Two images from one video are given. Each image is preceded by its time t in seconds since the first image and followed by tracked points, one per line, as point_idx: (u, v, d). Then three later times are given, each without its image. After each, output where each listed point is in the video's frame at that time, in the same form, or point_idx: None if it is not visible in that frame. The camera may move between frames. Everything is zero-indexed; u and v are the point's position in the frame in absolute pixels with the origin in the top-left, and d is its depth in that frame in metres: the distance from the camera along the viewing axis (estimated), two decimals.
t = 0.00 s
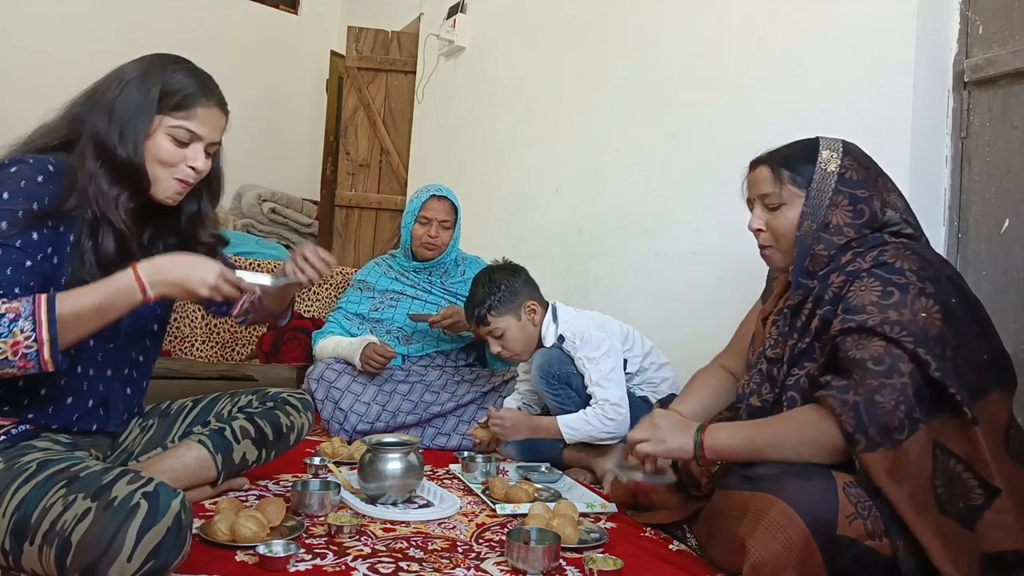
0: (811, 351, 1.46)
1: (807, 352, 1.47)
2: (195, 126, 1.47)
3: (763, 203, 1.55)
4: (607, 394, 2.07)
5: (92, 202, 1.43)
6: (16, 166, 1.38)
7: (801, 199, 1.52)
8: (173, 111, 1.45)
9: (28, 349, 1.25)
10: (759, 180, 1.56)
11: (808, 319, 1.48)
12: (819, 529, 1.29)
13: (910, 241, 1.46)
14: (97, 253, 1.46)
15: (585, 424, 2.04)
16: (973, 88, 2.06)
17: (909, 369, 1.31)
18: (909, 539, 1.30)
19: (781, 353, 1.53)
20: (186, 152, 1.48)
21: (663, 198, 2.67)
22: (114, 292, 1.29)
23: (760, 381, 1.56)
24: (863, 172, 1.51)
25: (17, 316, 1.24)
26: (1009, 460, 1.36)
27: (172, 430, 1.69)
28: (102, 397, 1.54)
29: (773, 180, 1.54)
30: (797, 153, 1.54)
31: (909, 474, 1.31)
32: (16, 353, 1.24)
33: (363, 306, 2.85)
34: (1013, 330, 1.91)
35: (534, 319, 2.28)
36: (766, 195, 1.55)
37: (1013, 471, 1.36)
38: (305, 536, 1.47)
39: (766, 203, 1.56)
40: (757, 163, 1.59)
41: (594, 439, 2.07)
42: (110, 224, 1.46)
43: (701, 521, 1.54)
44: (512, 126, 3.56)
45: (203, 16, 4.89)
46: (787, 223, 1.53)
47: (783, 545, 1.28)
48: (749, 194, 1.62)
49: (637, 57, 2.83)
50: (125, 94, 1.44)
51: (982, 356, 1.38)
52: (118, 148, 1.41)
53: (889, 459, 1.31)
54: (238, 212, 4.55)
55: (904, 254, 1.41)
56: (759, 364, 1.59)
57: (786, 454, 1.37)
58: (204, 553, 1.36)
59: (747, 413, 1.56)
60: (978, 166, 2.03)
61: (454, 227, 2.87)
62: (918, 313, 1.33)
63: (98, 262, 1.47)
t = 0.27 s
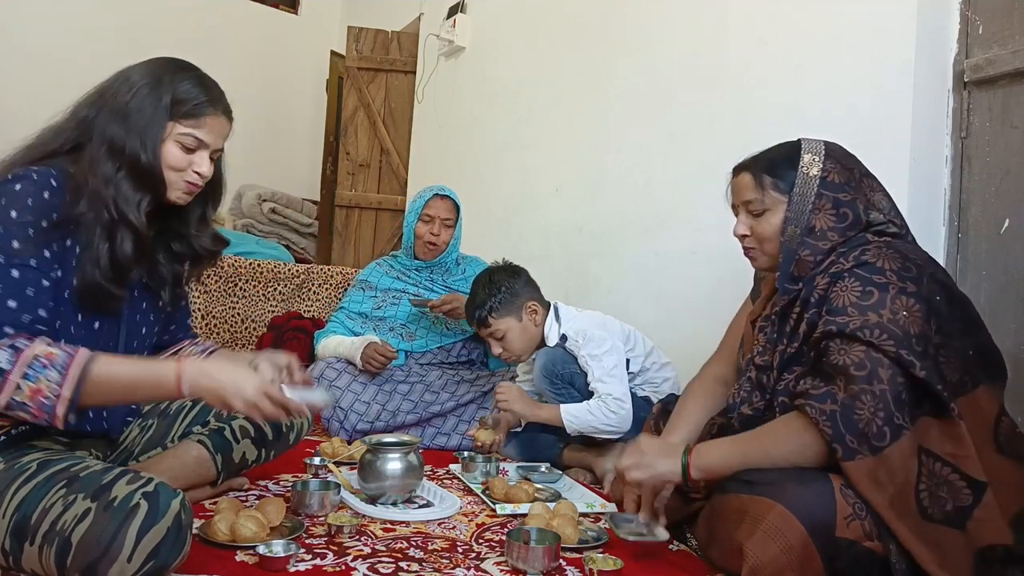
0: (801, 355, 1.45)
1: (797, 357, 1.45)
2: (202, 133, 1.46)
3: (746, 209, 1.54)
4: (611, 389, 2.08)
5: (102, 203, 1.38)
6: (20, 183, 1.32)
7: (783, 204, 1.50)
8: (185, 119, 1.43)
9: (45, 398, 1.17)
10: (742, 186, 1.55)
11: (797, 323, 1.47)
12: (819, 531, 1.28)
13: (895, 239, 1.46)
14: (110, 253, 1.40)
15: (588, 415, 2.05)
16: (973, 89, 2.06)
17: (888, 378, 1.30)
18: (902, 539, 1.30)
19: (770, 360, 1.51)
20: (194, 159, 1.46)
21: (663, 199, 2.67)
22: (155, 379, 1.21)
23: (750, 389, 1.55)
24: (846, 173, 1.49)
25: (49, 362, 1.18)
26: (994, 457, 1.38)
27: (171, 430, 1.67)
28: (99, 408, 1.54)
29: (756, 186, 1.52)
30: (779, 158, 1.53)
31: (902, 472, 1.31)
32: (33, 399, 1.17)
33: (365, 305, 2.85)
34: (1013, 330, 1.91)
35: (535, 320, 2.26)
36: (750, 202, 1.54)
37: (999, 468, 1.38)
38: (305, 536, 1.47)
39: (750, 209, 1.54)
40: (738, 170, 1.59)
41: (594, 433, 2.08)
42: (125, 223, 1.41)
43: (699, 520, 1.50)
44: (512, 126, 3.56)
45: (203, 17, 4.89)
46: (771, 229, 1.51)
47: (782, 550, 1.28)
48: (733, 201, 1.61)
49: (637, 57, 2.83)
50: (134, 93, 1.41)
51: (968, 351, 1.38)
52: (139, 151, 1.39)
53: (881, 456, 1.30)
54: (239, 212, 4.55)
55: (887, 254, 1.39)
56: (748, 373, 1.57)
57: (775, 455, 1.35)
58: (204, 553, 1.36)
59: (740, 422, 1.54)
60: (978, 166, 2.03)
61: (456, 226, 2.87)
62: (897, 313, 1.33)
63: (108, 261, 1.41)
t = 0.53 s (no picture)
0: (798, 356, 1.44)
1: (795, 356, 1.45)
2: (229, 140, 1.38)
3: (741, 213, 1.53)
4: (608, 394, 2.07)
5: (136, 216, 1.30)
6: (62, 213, 1.26)
7: (779, 205, 1.50)
8: (215, 127, 1.35)
9: (147, 448, 1.24)
10: (737, 189, 1.55)
11: (793, 323, 1.46)
12: (818, 530, 1.27)
13: (891, 239, 1.45)
14: (139, 262, 1.34)
15: (588, 427, 2.03)
16: (973, 88, 2.06)
17: (881, 382, 1.31)
18: (898, 537, 1.30)
19: (764, 361, 1.52)
20: (220, 167, 1.39)
21: (663, 199, 2.67)
22: (239, 473, 1.25)
23: (746, 391, 1.55)
24: (841, 175, 1.49)
25: (166, 419, 1.24)
26: (991, 460, 1.37)
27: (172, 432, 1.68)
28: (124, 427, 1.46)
29: (750, 189, 1.52)
30: (773, 160, 1.52)
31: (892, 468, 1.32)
32: (138, 444, 1.24)
33: (365, 305, 2.84)
34: (1013, 330, 1.91)
35: (533, 324, 2.27)
36: (744, 205, 1.53)
37: (997, 471, 1.37)
38: (305, 536, 1.47)
39: (744, 212, 1.54)
40: (733, 172, 1.58)
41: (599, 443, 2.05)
42: (153, 235, 1.33)
43: (699, 522, 1.49)
44: (512, 126, 3.56)
45: (203, 17, 4.89)
46: (766, 231, 1.51)
47: (781, 550, 1.26)
48: (728, 204, 1.60)
49: (637, 58, 2.83)
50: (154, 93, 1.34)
51: (964, 350, 1.39)
52: (169, 162, 1.31)
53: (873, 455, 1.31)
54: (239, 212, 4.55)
55: (886, 254, 1.39)
56: (743, 375, 1.57)
57: (769, 456, 1.36)
58: (205, 553, 1.36)
59: (735, 424, 1.55)
60: (978, 166, 2.03)
61: (453, 228, 2.89)
62: (898, 314, 1.33)
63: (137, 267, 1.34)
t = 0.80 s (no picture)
0: (800, 357, 1.44)
1: (795, 359, 1.45)
2: (245, 142, 1.41)
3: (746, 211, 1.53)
4: (594, 395, 2.06)
5: (162, 216, 1.31)
6: (77, 213, 1.26)
7: (785, 203, 1.50)
8: (232, 128, 1.37)
9: (167, 446, 1.26)
10: (743, 189, 1.55)
11: (797, 324, 1.47)
12: (818, 530, 1.27)
13: (896, 240, 1.45)
14: (171, 261, 1.35)
15: (575, 435, 2.01)
16: (973, 88, 2.06)
17: (882, 386, 1.30)
18: (897, 537, 1.30)
19: (768, 360, 1.52)
20: (237, 166, 1.41)
21: (662, 199, 2.67)
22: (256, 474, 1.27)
23: (749, 390, 1.55)
24: (848, 174, 1.49)
25: (184, 416, 1.26)
26: (993, 463, 1.37)
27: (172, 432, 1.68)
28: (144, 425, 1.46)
29: (756, 188, 1.52)
30: (777, 159, 1.52)
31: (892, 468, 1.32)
32: (157, 440, 1.25)
33: (364, 306, 2.84)
34: (1013, 330, 1.91)
35: (534, 324, 2.26)
36: (750, 203, 1.53)
37: (999, 473, 1.37)
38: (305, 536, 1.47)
39: (750, 211, 1.54)
40: (739, 171, 1.58)
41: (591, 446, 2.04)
42: (186, 231, 1.34)
43: (698, 522, 1.49)
44: (512, 126, 3.56)
45: (204, 17, 4.89)
46: (772, 230, 1.51)
47: (782, 550, 1.26)
48: (733, 202, 1.60)
49: (637, 58, 2.83)
50: (171, 96, 1.35)
51: (968, 353, 1.38)
52: (198, 159, 1.33)
53: (875, 458, 1.31)
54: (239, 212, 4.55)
55: (892, 256, 1.38)
56: (746, 373, 1.57)
57: (769, 456, 1.36)
58: (204, 552, 1.36)
59: (739, 423, 1.55)
60: (978, 166, 2.03)
61: (451, 229, 2.89)
62: (901, 317, 1.32)
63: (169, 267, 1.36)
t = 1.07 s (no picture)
0: (796, 356, 1.44)
1: (792, 358, 1.44)
2: (220, 136, 1.48)
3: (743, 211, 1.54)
4: (624, 371, 2.12)
5: (128, 206, 1.39)
6: (44, 192, 1.34)
7: (781, 204, 1.50)
8: (207, 123, 1.44)
9: (117, 380, 1.29)
10: (740, 189, 1.55)
11: (794, 323, 1.47)
12: (818, 531, 1.27)
13: (893, 240, 1.45)
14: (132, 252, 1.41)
15: (603, 401, 2.08)
16: (973, 88, 2.06)
17: (870, 387, 1.31)
18: (897, 537, 1.30)
19: (763, 359, 1.52)
20: (213, 161, 1.48)
21: (663, 199, 2.67)
22: (201, 332, 1.39)
23: (744, 388, 1.56)
24: (845, 174, 1.49)
25: (111, 350, 1.29)
26: (993, 461, 1.36)
27: (172, 432, 1.68)
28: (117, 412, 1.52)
29: (753, 189, 1.52)
30: (776, 159, 1.52)
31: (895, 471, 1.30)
32: (106, 384, 1.28)
33: (364, 306, 2.84)
34: (1014, 330, 1.91)
35: (548, 319, 2.27)
36: (747, 204, 1.53)
37: (998, 472, 1.36)
38: (305, 536, 1.47)
39: (747, 211, 1.54)
40: (738, 171, 1.58)
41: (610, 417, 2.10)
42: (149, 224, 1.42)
43: (698, 522, 1.49)
44: (511, 127, 3.56)
45: (204, 17, 4.89)
46: (770, 230, 1.52)
47: (781, 550, 1.26)
48: (729, 202, 1.60)
49: (637, 58, 2.83)
50: (150, 90, 1.43)
51: (966, 351, 1.38)
52: (167, 153, 1.40)
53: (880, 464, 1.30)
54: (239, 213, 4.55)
55: (888, 254, 1.38)
56: (742, 372, 1.58)
57: (763, 456, 1.36)
58: (204, 552, 1.36)
59: (735, 421, 1.56)
60: (977, 166, 2.03)
61: (452, 231, 2.88)
62: (894, 314, 1.33)
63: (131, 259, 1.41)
